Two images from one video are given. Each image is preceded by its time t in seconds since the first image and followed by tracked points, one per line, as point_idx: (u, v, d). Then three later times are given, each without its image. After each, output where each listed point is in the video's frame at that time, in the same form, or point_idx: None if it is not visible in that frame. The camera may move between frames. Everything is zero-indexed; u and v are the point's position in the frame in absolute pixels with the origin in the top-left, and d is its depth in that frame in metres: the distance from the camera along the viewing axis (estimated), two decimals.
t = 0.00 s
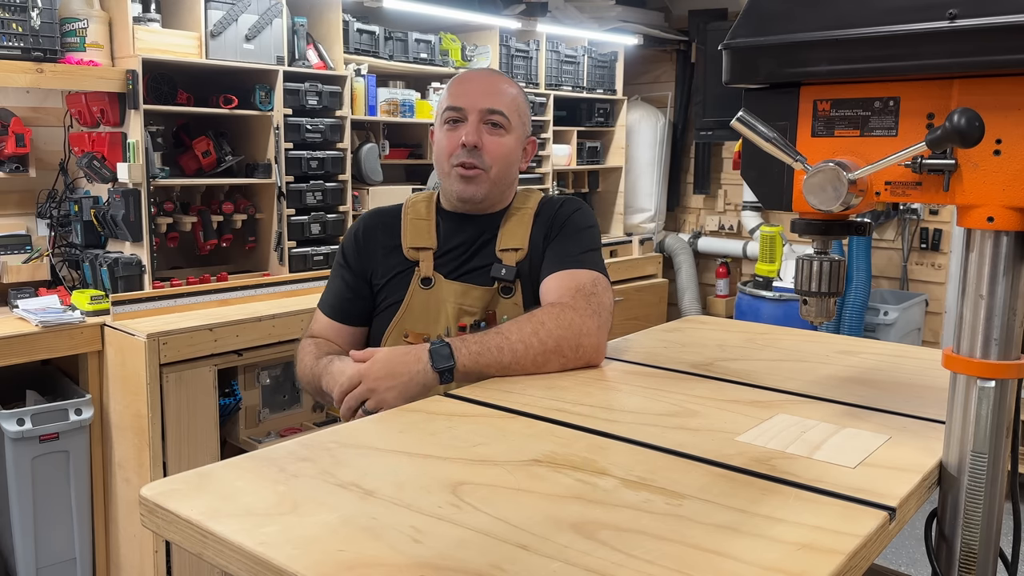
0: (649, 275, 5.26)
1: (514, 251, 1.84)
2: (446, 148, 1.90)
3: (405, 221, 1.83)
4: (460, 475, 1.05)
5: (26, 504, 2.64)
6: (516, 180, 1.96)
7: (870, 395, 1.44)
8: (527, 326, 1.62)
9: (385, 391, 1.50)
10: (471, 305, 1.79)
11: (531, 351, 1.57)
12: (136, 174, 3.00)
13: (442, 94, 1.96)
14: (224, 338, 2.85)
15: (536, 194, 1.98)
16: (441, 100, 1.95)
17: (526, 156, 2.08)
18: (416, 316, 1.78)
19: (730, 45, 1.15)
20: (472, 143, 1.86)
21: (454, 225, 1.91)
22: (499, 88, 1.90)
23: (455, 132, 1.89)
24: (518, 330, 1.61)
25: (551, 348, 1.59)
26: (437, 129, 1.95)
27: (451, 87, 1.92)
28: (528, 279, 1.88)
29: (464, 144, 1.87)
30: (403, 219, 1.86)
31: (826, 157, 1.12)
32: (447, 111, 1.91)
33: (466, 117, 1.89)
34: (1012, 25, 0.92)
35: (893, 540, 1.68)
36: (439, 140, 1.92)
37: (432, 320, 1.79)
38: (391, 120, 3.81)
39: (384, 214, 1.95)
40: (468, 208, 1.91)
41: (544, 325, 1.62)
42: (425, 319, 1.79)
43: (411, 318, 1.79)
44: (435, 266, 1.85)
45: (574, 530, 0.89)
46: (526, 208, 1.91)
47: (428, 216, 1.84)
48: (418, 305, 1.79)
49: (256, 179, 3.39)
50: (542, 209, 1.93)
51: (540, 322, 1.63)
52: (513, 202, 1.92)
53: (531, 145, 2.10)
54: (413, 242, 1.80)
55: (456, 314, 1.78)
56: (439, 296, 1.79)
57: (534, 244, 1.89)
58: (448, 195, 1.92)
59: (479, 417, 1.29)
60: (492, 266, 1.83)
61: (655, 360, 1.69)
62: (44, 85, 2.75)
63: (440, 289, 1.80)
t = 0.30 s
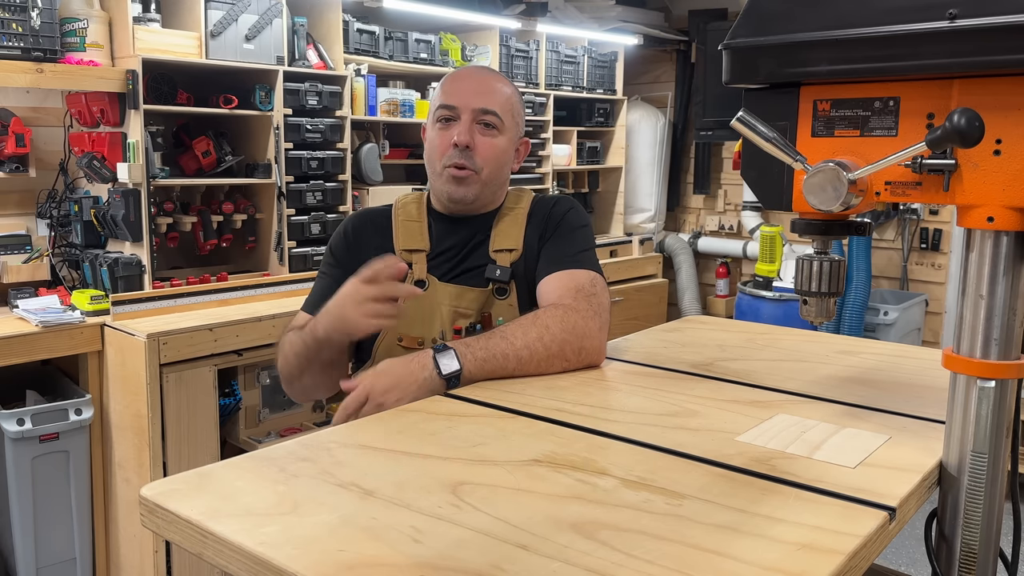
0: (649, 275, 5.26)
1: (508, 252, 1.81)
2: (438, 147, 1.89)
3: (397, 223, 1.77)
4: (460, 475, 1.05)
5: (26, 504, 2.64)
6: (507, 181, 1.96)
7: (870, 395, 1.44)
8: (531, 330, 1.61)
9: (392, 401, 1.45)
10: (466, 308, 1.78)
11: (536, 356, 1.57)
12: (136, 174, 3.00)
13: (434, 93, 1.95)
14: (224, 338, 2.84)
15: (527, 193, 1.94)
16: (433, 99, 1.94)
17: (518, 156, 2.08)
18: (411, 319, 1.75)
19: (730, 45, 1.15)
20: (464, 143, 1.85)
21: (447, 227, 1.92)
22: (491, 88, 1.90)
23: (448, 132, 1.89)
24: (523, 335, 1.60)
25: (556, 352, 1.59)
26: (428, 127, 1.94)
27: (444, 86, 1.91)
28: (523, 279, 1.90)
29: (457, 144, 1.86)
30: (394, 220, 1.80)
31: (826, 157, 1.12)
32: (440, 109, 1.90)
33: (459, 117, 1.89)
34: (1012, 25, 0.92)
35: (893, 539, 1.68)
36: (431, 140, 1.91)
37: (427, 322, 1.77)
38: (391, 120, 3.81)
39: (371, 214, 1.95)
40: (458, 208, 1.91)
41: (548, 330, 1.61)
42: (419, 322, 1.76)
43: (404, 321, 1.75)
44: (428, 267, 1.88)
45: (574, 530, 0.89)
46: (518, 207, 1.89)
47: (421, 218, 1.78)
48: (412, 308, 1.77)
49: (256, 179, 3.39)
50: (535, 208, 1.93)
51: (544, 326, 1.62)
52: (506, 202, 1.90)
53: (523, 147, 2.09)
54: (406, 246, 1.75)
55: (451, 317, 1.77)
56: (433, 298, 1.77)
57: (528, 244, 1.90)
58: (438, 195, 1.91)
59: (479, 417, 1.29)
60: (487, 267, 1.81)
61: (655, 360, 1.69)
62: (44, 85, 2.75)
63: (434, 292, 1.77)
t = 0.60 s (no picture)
0: (649, 275, 5.25)
1: (496, 252, 1.82)
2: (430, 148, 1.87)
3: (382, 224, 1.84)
4: (460, 475, 1.05)
5: (26, 504, 2.64)
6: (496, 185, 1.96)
7: (870, 395, 1.44)
8: (534, 330, 1.62)
9: (400, 391, 1.47)
10: (454, 308, 1.77)
11: (539, 355, 1.57)
12: (136, 174, 3.00)
13: (427, 90, 1.91)
14: (224, 338, 2.84)
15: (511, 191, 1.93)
16: (425, 97, 1.91)
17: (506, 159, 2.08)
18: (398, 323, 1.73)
19: (730, 45, 1.16)
20: (460, 147, 1.84)
21: (433, 227, 1.90)
22: (488, 91, 1.89)
23: (442, 133, 1.86)
24: (526, 333, 1.61)
25: (558, 352, 1.59)
26: (420, 126, 1.91)
27: (440, 85, 1.88)
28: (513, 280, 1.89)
29: (452, 147, 1.84)
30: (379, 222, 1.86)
31: (827, 157, 1.11)
32: (434, 110, 1.88)
33: (453, 119, 1.87)
34: (1012, 25, 0.92)
35: (892, 539, 1.68)
36: (424, 139, 1.88)
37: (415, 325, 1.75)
38: (391, 120, 3.81)
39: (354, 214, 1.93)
40: (446, 211, 1.90)
41: (551, 330, 1.62)
42: (407, 325, 1.74)
43: (391, 323, 1.73)
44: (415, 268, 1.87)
45: (574, 530, 0.89)
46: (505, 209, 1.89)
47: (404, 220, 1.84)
48: (398, 310, 1.73)
49: (256, 179, 3.39)
50: (521, 208, 1.93)
51: (547, 327, 1.63)
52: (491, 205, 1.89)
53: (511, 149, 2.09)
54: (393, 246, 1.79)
55: (439, 318, 1.76)
56: (420, 299, 1.74)
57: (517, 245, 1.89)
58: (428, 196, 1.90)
59: (479, 417, 1.29)
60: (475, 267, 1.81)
61: (655, 360, 1.69)
62: (44, 85, 2.75)
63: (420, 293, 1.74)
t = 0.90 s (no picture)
0: (649, 275, 5.25)
1: (476, 258, 1.84)
2: (416, 150, 1.85)
3: (358, 228, 1.76)
4: (460, 475, 1.05)
5: (26, 504, 2.64)
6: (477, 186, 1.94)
7: (870, 395, 1.44)
8: (537, 331, 1.63)
9: (405, 377, 1.47)
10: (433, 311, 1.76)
11: (541, 357, 1.57)
12: (136, 174, 3.00)
13: (407, 91, 1.90)
14: (224, 338, 2.84)
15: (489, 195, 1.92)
16: (406, 97, 1.90)
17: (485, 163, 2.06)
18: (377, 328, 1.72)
19: (730, 45, 1.15)
20: (448, 147, 1.83)
21: (412, 230, 1.88)
22: (470, 90, 1.89)
23: (428, 134, 1.85)
24: (529, 335, 1.61)
25: (560, 353, 1.59)
26: (402, 126, 1.89)
27: (423, 85, 1.87)
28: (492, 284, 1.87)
29: (440, 147, 1.83)
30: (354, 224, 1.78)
31: (827, 156, 1.11)
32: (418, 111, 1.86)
33: (439, 119, 1.85)
34: (1012, 25, 0.92)
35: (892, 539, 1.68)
36: (409, 140, 1.87)
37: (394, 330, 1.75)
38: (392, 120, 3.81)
39: (333, 217, 1.86)
40: (431, 213, 1.87)
41: (555, 331, 1.63)
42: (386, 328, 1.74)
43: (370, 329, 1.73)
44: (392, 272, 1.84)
45: (574, 530, 0.89)
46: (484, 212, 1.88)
47: (382, 222, 1.77)
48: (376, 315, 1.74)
49: (256, 179, 3.39)
50: (501, 215, 1.92)
51: (550, 328, 1.63)
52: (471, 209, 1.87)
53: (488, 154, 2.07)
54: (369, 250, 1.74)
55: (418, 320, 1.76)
56: (399, 303, 1.75)
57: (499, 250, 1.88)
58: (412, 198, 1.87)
59: (479, 417, 1.29)
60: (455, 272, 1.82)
61: (655, 360, 1.69)
62: (44, 85, 2.75)
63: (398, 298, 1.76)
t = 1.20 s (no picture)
0: (649, 275, 5.25)
1: (462, 265, 1.81)
2: (406, 156, 1.84)
3: (343, 230, 1.76)
4: (460, 475, 1.05)
5: (26, 504, 2.64)
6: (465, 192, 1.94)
7: (870, 395, 1.44)
8: (536, 330, 1.63)
9: (406, 378, 1.46)
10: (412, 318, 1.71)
11: (540, 356, 1.57)
12: (136, 174, 2.99)
13: (398, 94, 1.87)
14: (224, 338, 2.84)
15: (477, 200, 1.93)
16: (397, 101, 1.88)
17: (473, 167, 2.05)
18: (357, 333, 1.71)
19: (730, 45, 1.15)
20: (437, 155, 1.82)
21: (398, 234, 1.87)
22: (463, 96, 1.87)
23: (418, 140, 1.84)
24: (529, 333, 1.61)
25: (559, 352, 1.59)
26: (393, 131, 1.87)
27: (415, 89, 1.85)
28: (476, 293, 1.86)
29: (430, 155, 1.82)
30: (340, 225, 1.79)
31: (827, 156, 1.11)
32: (409, 116, 1.84)
33: (430, 126, 1.84)
34: (1011, 25, 0.92)
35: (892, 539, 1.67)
36: (398, 146, 1.85)
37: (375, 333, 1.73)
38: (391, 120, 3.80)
39: (318, 219, 1.86)
40: (417, 220, 1.86)
41: (553, 330, 1.63)
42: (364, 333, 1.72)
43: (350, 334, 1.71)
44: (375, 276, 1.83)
45: (574, 530, 0.89)
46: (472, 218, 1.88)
47: (368, 226, 1.78)
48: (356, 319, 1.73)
49: (256, 179, 3.39)
50: (487, 222, 1.91)
51: (549, 327, 1.64)
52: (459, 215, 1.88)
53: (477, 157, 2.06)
54: (353, 252, 1.74)
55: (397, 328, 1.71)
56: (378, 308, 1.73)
57: (486, 256, 1.88)
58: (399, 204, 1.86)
59: (479, 417, 1.29)
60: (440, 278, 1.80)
61: (655, 360, 1.68)
62: (44, 85, 2.75)
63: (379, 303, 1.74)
